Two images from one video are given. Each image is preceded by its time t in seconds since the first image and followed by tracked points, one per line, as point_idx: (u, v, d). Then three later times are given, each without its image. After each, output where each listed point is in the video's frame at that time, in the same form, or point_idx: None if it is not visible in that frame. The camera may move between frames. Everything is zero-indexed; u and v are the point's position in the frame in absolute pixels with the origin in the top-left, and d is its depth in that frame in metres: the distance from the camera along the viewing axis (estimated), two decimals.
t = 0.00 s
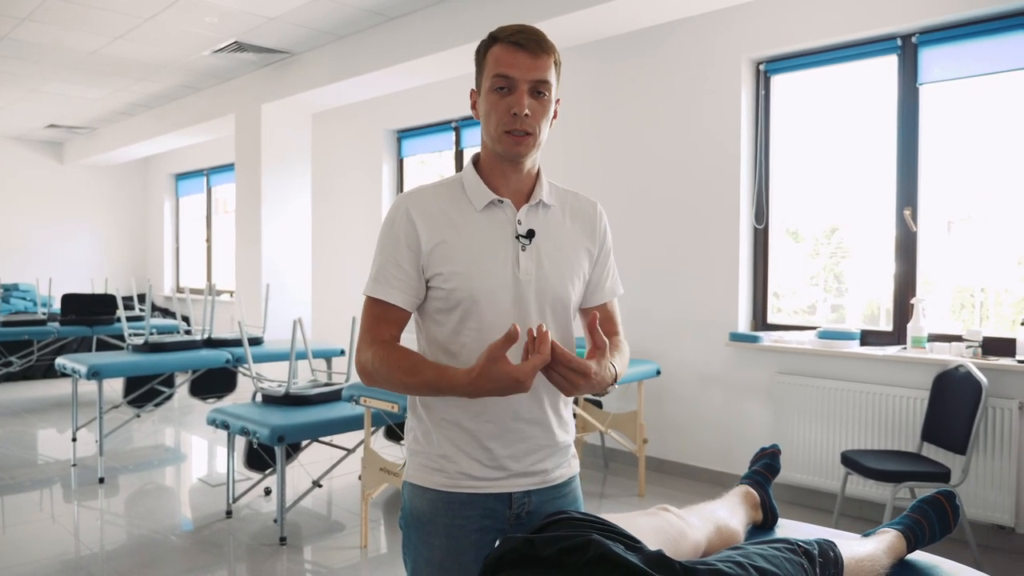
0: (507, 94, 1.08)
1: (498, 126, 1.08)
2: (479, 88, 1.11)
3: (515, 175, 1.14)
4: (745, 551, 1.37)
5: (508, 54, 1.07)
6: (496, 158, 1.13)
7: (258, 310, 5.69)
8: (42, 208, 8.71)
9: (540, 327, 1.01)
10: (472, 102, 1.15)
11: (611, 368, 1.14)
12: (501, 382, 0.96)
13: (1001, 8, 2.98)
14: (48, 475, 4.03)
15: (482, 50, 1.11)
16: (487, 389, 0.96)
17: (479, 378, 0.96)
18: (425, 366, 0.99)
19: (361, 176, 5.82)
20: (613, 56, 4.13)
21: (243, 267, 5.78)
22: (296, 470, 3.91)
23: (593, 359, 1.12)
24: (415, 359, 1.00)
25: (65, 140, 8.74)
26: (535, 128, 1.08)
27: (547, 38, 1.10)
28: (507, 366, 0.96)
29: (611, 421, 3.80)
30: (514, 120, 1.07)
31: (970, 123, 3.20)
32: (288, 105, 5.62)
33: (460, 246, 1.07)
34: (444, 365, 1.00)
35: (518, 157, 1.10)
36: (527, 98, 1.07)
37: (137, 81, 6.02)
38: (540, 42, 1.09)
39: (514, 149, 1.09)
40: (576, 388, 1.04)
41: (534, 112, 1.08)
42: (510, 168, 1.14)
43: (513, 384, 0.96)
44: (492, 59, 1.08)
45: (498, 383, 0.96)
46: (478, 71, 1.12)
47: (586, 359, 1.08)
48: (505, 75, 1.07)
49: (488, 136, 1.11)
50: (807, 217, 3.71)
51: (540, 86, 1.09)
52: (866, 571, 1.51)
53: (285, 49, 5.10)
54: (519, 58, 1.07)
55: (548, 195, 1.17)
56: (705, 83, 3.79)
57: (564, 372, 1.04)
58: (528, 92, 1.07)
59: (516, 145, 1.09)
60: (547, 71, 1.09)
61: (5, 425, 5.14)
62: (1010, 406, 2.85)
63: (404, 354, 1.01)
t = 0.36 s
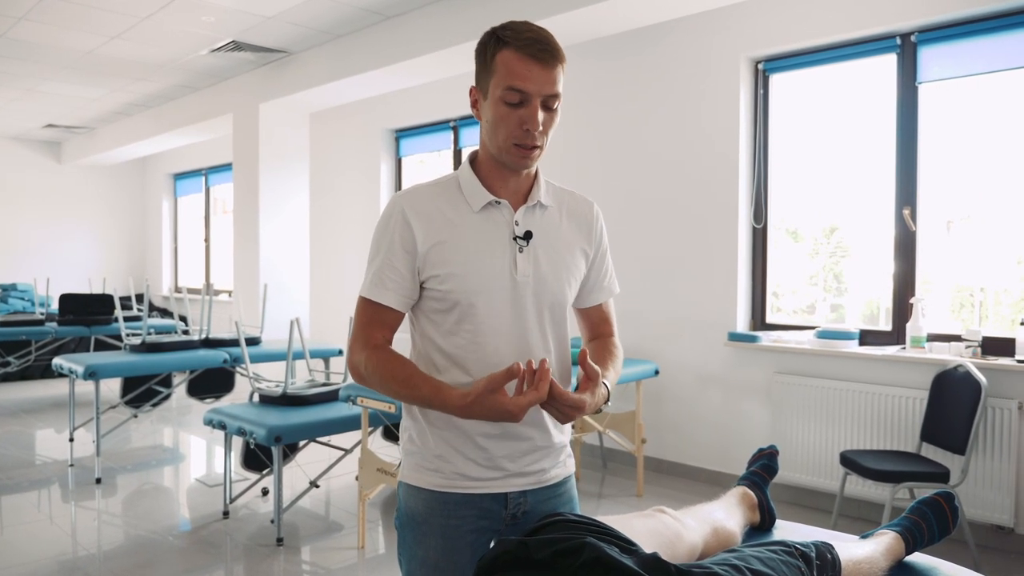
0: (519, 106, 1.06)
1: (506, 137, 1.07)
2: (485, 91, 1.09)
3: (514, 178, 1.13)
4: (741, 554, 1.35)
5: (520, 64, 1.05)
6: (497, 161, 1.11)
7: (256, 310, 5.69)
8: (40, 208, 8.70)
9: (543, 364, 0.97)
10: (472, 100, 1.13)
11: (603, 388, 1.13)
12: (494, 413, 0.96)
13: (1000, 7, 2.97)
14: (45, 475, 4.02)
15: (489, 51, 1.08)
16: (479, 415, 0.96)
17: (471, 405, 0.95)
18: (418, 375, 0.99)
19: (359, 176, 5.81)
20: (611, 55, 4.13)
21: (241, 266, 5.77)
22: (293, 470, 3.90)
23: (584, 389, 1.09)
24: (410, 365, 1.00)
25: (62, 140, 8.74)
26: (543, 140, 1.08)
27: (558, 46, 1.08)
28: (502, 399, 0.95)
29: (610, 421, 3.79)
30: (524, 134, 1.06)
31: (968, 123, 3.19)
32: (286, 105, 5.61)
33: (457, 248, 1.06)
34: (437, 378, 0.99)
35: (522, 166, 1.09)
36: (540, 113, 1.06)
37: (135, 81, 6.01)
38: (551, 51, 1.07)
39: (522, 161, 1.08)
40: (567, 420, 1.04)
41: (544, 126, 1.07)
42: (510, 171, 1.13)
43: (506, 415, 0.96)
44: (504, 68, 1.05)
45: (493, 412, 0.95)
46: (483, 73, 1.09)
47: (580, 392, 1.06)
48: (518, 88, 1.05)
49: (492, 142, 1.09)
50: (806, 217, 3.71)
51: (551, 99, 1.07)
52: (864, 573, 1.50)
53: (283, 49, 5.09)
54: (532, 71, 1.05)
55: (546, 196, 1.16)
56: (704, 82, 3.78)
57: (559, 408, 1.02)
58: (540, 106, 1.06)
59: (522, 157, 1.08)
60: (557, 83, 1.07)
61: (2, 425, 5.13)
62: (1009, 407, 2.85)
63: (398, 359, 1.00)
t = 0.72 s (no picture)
0: (521, 104, 1.04)
1: (507, 135, 1.06)
2: (485, 88, 1.07)
3: (513, 175, 1.12)
4: (736, 555, 1.33)
5: (522, 61, 1.04)
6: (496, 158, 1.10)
7: (255, 309, 5.67)
8: (39, 208, 8.69)
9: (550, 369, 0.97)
10: (472, 96, 1.11)
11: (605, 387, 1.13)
12: (500, 416, 0.95)
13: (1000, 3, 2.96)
14: (44, 475, 4.01)
15: (489, 46, 1.06)
16: (483, 418, 0.95)
17: (473, 406, 0.95)
18: (419, 374, 0.98)
19: (359, 175, 5.80)
20: (610, 54, 4.11)
21: (240, 266, 5.76)
22: (292, 470, 3.89)
23: (586, 390, 1.09)
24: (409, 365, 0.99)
25: (62, 140, 8.73)
26: (544, 138, 1.07)
27: (559, 42, 1.07)
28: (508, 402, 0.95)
29: (609, 421, 3.78)
30: (525, 132, 1.05)
31: (968, 120, 3.18)
32: (285, 104, 5.60)
33: (456, 245, 1.05)
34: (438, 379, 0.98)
35: (522, 165, 1.08)
36: (542, 111, 1.05)
37: (133, 80, 6.00)
38: (553, 48, 1.05)
39: (521, 158, 1.07)
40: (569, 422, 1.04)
41: (545, 124, 1.06)
42: (509, 168, 1.11)
43: (511, 417, 0.95)
44: (505, 64, 1.04)
45: (497, 415, 0.95)
46: (483, 69, 1.07)
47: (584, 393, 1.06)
48: (520, 85, 1.04)
49: (492, 139, 1.08)
50: (807, 216, 3.69)
51: (552, 97, 1.06)
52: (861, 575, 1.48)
53: (281, 48, 5.08)
54: (535, 68, 1.04)
55: (544, 192, 1.15)
56: (703, 80, 3.76)
57: (563, 412, 1.02)
58: (542, 104, 1.05)
59: (522, 155, 1.07)
60: (558, 80, 1.06)
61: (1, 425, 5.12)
62: (1011, 406, 2.83)
63: (398, 360, 0.99)
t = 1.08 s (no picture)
0: (519, 103, 1.04)
1: (504, 134, 1.05)
2: (482, 88, 1.06)
3: (508, 173, 1.12)
4: (726, 558, 1.31)
5: (521, 61, 1.03)
6: (491, 156, 1.09)
7: (255, 310, 5.68)
8: (41, 208, 8.70)
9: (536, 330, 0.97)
10: (467, 95, 1.10)
11: (601, 366, 1.12)
12: (501, 387, 0.93)
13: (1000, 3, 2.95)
14: (44, 475, 4.01)
15: (487, 46, 1.05)
16: (484, 397, 0.94)
17: (473, 385, 0.94)
18: (417, 366, 0.97)
19: (358, 175, 5.80)
20: (610, 54, 4.11)
21: (240, 266, 5.76)
22: (291, 470, 3.89)
23: (582, 361, 1.08)
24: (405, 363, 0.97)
25: (64, 140, 8.74)
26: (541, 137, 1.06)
27: (558, 42, 1.06)
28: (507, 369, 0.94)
29: (609, 421, 3.77)
30: (523, 131, 1.05)
31: (968, 120, 3.17)
32: (285, 104, 5.61)
33: (453, 242, 1.04)
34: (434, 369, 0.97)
35: (518, 163, 1.08)
36: (540, 110, 1.04)
37: (134, 81, 6.00)
38: (551, 48, 1.05)
39: (518, 158, 1.07)
40: (568, 390, 1.02)
41: (543, 123, 1.06)
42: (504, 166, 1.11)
43: (513, 385, 0.94)
44: (503, 64, 1.03)
45: (498, 387, 0.93)
46: (480, 68, 1.06)
47: (577, 361, 1.05)
48: (518, 85, 1.03)
49: (489, 138, 1.07)
50: (809, 215, 3.68)
51: (550, 97, 1.06)
52: None
53: (281, 48, 5.09)
54: (533, 68, 1.03)
55: (539, 189, 1.14)
56: (703, 80, 3.76)
57: (556, 377, 1.02)
58: (540, 104, 1.04)
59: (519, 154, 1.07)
60: (556, 80, 1.06)
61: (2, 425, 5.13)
62: (1012, 406, 2.82)
63: (394, 357, 0.98)
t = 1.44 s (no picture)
0: (517, 105, 1.04)
1: (501, 136, 1.05)
2: (480, 89, 1.06)
3: (504, 173, 1.12)
4: (717, 558, 1.31)
5: (519, 64, 1.03)
6: (487, 156, 1.10)
7: (257, 310, 5.69)
8: (45, 209, 8.73)
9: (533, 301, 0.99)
10: (465, 95, 1.11)
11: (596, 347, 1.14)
12: (506, 357, 0.95)
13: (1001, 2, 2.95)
14: (47, 475, 4.02)
15: (486, 47, 1.05)
16: (488, 370, 0.95)
17: (476, 359, 0.94)
18: (418, 358, 0.98)
19: (360, 176, 5.81)
20: (610, 54, 4.11)
21: (243, 267, 5.77)
22: (292, 471, 3.90)
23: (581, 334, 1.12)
24: (406, 359, 0.98)
25: (67, 141, 8.77)
26: (538, 139, 1.06)
27: (556, 46, 1.07)
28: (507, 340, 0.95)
29: (609, 421, 3.77)
30: (520, 133, 1.05)
31: (968, 120, 3.17)
32: (287, 105, 5.62)
33: (451, 242, 1.04)
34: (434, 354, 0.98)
35: (515, 165, 1.08)
36: (537, 112, 1.05)
37: (136, 82, 6.02)
38: (550, 51, 1.05)
39: (514, 159, 1.07)
40: (565, 362, 1.04)
41: (540, 126, 1.06)
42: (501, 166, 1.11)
43: (516, 354, 0.95)
44: (502, 66, 1.03)
45: (502, 358, 0.94)
46: (479, 68, 1.06)
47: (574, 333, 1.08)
48: (517, 86, 1.03)
49: (486, 139, 1.07)
50: (812, 215, 3.67)
51: (547, 99, 1.06)
52: None
53: (282, 49, 5.09)
54: (532, 70, 1.03)
55: (535, 189, 1.14)
56: (703, 80, 3.76)
57: (552, 346, 1.04)
58: (538, 106, 1.04)
59: (516, 156, 1.07)
60: (554, 83, 1.06)
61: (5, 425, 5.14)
62: (1013, 407, 2.81)
63: (394, 351, 0.98)
